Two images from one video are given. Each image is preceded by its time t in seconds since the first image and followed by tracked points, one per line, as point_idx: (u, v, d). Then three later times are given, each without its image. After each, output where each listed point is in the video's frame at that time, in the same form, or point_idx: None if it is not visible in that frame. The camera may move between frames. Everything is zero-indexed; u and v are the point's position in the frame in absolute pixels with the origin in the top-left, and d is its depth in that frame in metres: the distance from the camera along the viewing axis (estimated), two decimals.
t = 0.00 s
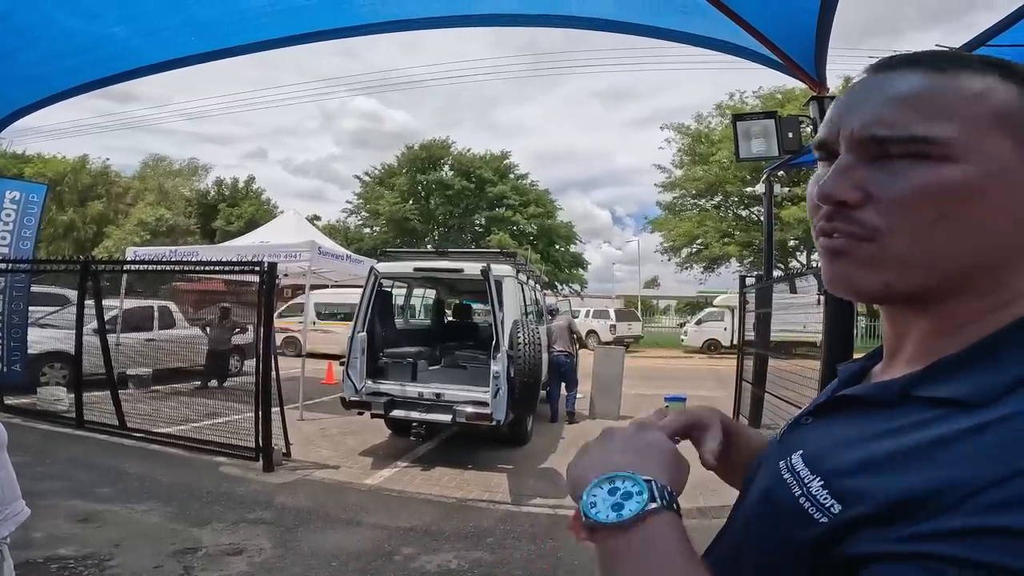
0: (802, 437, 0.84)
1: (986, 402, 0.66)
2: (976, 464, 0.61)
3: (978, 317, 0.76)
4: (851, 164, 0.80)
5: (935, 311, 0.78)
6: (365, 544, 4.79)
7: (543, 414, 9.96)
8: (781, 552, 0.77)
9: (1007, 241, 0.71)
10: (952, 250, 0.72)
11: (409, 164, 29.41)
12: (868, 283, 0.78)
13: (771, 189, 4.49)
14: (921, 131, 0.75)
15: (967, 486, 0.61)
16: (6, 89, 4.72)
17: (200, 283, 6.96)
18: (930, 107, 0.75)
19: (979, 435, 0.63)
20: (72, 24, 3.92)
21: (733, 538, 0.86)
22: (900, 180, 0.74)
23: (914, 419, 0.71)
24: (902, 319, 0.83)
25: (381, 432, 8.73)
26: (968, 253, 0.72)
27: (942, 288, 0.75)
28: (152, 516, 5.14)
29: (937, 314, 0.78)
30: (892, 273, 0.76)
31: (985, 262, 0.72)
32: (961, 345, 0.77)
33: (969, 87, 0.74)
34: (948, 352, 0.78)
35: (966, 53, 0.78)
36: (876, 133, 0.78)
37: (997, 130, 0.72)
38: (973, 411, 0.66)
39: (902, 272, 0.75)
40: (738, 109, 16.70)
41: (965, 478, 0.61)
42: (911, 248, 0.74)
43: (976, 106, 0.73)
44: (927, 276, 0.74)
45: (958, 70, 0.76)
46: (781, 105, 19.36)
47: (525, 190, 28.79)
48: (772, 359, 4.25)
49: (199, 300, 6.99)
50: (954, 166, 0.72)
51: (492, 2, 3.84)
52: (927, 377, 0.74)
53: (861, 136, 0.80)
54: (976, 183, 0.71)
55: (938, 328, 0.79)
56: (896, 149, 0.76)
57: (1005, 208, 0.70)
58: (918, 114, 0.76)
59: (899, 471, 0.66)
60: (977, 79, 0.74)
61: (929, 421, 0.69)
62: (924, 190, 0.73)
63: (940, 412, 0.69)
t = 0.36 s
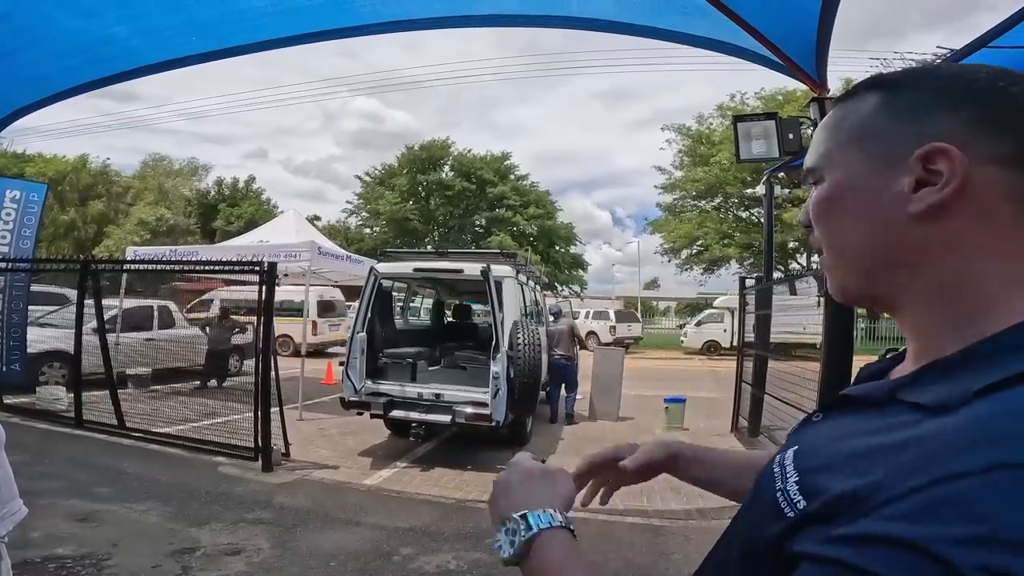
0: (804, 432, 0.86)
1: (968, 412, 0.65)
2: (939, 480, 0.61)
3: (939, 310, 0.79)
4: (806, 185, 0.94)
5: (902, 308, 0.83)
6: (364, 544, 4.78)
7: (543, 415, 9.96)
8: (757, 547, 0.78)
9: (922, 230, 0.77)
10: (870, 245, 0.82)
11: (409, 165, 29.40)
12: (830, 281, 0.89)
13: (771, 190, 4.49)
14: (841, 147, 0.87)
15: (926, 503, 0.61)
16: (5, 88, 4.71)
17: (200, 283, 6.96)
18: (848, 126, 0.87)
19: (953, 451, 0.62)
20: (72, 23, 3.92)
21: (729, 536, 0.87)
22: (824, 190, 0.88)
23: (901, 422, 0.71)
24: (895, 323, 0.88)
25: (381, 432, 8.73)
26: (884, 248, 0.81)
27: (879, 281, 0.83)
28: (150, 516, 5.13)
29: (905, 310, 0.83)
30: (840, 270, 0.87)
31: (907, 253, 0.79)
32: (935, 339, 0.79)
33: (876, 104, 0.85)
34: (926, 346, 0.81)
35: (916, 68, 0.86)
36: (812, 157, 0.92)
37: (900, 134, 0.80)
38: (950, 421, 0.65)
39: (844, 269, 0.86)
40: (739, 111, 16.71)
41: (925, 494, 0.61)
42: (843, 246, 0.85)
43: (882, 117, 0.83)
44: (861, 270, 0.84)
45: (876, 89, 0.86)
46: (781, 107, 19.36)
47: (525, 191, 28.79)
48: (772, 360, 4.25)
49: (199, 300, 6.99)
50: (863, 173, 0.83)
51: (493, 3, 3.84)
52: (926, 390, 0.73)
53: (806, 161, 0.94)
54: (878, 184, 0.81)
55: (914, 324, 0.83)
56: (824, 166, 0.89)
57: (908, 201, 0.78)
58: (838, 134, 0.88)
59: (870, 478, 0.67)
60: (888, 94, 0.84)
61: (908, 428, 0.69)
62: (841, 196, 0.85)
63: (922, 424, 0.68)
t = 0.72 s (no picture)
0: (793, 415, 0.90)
1: (891, 407, 0.68)
2: (838, 476, 0.65)
3: (908, 304, 0.84)
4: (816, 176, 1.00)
5: (880, 298, 0.88)
6: (363, 544, 4.78)
7: (543, 416, 9.95)
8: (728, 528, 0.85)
9: (894, 224, 0.83)
10: (853, 236, 0.89)
11: (409, 165, 29.38)
12: (827, 268, 0.96)
13: (772, 192, 4.48)
14: (839, 142, 0.93)
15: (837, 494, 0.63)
16: (5, 88, 4.71)
17: (200, 282, 6.95)
18: (849, 123, 0.93)
19: (862, 447, 0.65)
20: (73, 23, 3.91)
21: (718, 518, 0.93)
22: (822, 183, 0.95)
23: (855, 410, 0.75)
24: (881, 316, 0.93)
25: (381, 432, 8.72)
26: (865, 238, 0.87)
27: (861, 271, 0.89)
28: (150, 516, 5.13)
29: (883, 301, 0.88)
30: (834, 258, 0.94)
31: (882, 245, 0.85)
32: (905, 330, 0.84)
33: (875, 101, 0.89)
34: (898, 337, 0.85)
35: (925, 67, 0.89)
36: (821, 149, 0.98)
37: (884, 133, 0.86)
38: (873, 416, 0.68)
39: (835, 257, 0.93)
40: (739, 112, 16.71)
41: (840, 487, 0.64)
42: (831, 236, 0.93)
43: (875, 116, 0.88)
44: (847, 259, 0.91)
45: (878, 88, 0.90)
46: (782, 108, 19.36)
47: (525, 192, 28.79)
48: (772, 362, 4.24)
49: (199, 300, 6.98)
50: (850, 169, 0.89)
51: (494, 3, 3.84)
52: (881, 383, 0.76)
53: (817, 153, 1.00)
54: (860, 179, 0.87)
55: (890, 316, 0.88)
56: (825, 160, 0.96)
57: (882, 197, 0.84)
58: (841, 129, 0.94)
59: (796, 469, 0.71)
60: (887, 92, 0.88)
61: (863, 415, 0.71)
62: (832, 189, 0.92)
63: (874, 414, 0.69)
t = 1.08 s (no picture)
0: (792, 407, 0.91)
1: (845, 404, 0.72)
2: (774, 470, 0.71)
3: (898, 300, 0.85)
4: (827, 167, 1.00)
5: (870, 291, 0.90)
6: (364, 544, 4.78)
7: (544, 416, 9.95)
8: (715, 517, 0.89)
9: (888, 222, 0.84)
10: (848, 233, 0.90)
11: (411, 165, 29.38)
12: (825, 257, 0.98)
13: (774, 192, 4.47)
14: (848, 134, 0.93)
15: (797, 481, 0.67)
16: (7, 88, 4.72)
17: (202, 282, 6.95)
18: (858, 116, 0.92)
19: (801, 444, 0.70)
20: (75, 23, 3.92)
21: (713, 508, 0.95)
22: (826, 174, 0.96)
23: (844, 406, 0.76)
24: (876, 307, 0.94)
25: (382, 432, 8.72)
26: (860, 236, 0.88)
27: (856, 267, 0.90)
28: (151, 515, 5.13)
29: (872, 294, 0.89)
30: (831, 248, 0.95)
31: (876, 242, 0.87)
32: (891, 322, 0.86)
33: (887, 95, 0.89)
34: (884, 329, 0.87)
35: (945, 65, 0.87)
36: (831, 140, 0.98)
37: (888, 131, 0.86)
38: (843, 408, 0.72)
39: (832, 251, 0.94)
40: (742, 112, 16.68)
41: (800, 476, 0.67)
42: (828, 227, 0.94)
43: (882, 112, 0.88)
44: (843, 252, 0.92)
45: (891, 83, 0.90)
46: (784, 108, 19.34)
47: (527, 192, 28.79)
48: (774, 363, 4.24)
49: (201, 300, 6.99)
50: (851, 165, 0.90)
51: (496, 3, 3.84)
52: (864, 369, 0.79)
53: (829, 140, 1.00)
54: (859, 176, 0.88)
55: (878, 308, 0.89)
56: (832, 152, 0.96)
57: (876, 195, 0.85)
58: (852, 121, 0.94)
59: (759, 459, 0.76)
60: (897, 90, 0.87)
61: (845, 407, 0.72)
62: (835, 181, 0.93)
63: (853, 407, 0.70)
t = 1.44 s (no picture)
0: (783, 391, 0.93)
1: (837, 381, 0.78)
2: (751, 403, 0.79)
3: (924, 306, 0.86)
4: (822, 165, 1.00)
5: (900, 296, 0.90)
6: (365, 544, 4.78)
7: (545, 416, 9.94)
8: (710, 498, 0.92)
9: (913, 236, 0.84)
10: (866, 243, 0.89)
11: (412, 165, 29.36)
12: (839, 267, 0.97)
13: (777, 193, 4.46)
14: (845, 143, 0.92)
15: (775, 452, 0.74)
16: (11, 87, 4.73)
17: (205, 282, 6.96)
18: (853, 121, 0.92)
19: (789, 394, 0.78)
20: (78, 23, 3.93)
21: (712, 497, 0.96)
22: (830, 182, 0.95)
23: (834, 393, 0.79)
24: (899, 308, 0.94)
25: (383, 432, 8.72)
26: (879, 246, 0.88)
27: (876, 274, 0.90)
28: (153, 514, 5.14)
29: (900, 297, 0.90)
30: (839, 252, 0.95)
31: (899, 254, 0.86)
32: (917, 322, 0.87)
33: (879, 98, 0.89)
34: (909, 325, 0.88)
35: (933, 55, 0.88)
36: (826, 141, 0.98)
37: (892, 140, 0.85)
38: (840, 402, 0.74)
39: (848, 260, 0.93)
40: (745, 112, 16.65)
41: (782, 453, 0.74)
42: (838, 235, 0.94)
43: (877, 119, 0.88)
44: (864, 262, 0.91)
45: (880, 83, 0.90)
46: (787, 108, 19.31)
47: (529, 192, 28.79)
48: (775, 363, 4.23)
49: (203, 299, 6.99)
50: (862, 174, 0.88)
51: (498, 3, 3.84)
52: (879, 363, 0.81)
53: (819, 150, 0.99)
54: (872, 193, 0.87)
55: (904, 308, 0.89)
56: (829, 160, 0.96)
57: (896, 212, 0.84)
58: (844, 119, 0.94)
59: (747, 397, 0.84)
60: (899, 94, 0.86)
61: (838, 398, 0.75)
62: (838, 194, 0.92)
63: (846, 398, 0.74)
